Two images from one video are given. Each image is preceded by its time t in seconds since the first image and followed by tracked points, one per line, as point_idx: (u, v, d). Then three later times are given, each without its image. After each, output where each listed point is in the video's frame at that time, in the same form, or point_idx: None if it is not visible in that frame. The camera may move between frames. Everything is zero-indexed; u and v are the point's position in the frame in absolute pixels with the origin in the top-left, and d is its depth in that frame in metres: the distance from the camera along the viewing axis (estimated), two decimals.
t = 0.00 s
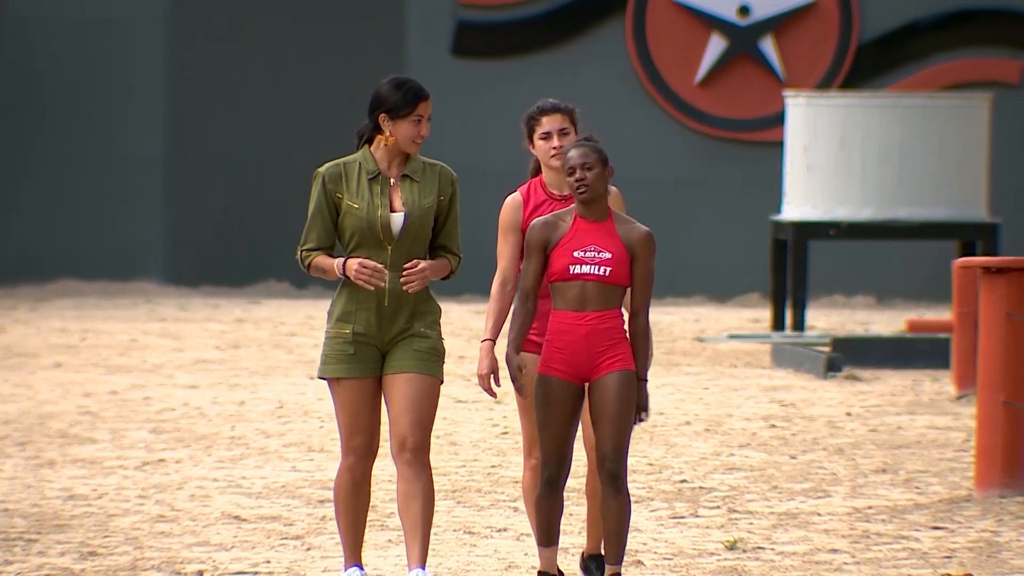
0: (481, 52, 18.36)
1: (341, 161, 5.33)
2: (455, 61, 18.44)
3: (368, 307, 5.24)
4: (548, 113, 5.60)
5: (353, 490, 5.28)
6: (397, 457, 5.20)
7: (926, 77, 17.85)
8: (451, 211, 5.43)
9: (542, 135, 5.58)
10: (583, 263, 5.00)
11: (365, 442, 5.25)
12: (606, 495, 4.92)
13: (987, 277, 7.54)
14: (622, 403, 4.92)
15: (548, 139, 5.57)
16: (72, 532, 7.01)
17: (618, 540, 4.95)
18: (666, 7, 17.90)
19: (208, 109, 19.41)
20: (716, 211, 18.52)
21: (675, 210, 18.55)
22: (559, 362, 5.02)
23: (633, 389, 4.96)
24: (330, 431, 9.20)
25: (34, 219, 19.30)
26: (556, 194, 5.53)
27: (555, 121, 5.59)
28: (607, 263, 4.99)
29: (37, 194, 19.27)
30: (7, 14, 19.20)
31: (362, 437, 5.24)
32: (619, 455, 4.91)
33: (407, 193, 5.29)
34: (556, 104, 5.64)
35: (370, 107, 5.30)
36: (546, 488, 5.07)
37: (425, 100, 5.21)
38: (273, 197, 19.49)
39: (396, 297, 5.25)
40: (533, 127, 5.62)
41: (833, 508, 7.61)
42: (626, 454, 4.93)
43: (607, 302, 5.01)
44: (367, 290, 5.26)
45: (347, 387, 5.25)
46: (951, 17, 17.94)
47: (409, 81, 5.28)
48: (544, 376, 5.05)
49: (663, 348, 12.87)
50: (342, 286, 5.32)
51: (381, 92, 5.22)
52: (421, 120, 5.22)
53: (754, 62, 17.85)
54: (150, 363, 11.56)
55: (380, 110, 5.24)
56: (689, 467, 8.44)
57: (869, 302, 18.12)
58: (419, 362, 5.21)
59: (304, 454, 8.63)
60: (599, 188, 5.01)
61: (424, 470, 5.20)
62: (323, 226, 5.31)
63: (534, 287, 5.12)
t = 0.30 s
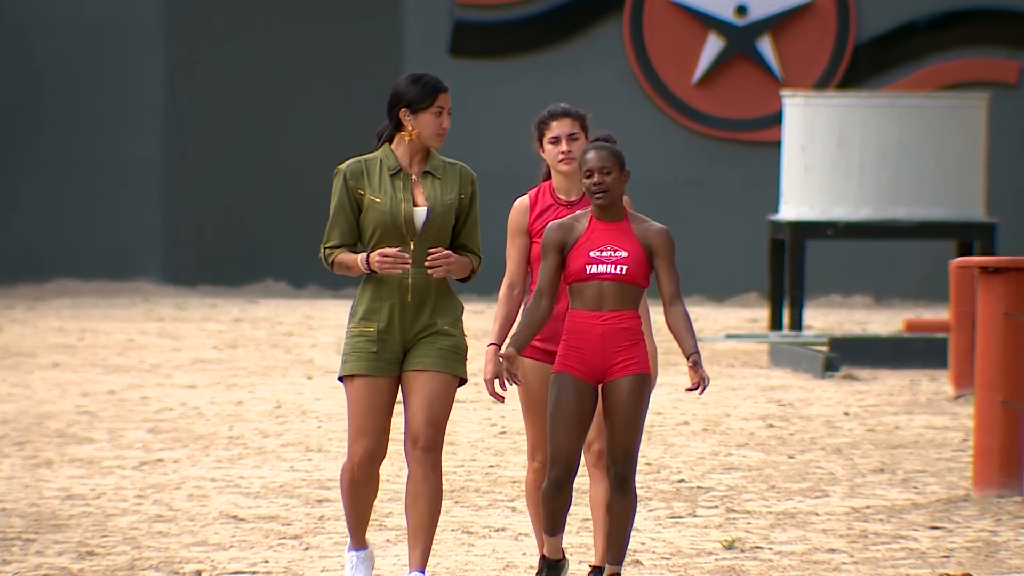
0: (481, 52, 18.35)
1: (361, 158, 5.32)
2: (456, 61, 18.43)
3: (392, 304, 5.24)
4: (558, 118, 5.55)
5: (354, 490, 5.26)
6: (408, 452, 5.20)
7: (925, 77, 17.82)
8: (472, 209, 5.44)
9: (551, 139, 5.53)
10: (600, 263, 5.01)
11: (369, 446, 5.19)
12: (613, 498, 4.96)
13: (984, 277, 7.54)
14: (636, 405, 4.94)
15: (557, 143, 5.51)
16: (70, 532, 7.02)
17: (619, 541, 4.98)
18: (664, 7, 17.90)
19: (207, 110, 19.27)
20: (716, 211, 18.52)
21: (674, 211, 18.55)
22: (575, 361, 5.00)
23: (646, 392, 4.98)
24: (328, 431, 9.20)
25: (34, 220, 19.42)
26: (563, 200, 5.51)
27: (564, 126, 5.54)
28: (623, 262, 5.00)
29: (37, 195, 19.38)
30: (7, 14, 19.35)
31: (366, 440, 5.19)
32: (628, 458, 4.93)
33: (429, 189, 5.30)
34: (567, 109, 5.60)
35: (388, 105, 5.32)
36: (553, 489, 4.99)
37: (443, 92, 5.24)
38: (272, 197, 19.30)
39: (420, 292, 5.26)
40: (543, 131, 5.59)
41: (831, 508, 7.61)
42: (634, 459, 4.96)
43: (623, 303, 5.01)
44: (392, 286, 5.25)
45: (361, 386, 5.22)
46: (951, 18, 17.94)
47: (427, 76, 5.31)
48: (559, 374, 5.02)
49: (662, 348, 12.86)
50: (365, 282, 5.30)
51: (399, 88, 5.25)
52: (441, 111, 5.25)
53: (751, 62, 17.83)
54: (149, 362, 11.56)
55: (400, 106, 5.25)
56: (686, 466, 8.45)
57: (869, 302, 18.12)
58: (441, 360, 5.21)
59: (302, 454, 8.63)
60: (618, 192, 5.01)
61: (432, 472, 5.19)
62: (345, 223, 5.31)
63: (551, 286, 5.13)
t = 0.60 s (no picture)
0: (482, 52, 18.36)
1: (377, 154, 5.32)
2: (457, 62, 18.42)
3: (403, 300, 5.22)
4: (586, 112, 5.52)
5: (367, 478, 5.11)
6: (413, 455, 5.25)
7: (925, 77, 17.84)
8: (486, 207, 5.45)
9: (578, 132, 5.52)
10: (601, 263, 5.01)
11: (379, 423, 5.07)
12: (612, 497, 5.04)
13: (983, 276, 7.54)
14: (636, 406, 4.99)
15: (583, 137, 5.50)
16: (70, 532, 7.02)
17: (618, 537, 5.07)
18: (664, 7, 17.90)
19: (208, 110, 19.26)
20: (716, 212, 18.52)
21: (674, 211, 18.55)
22: (574, 358, 5.00)
23: (644, 394, 5.03)
24: (329, 431, 9.20)
25: (34, 220, 19.42)
26: (585, 194, 5.48)
27: (591, 120, 5.51)
28: (624, 263, 5.01)
29: (37, 195, 19.39)
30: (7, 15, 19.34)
31: (376, 417, 5.08)
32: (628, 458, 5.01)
33: (445, 188, 5.30)
34: (595, 102, 5.57)
35: (405, 100, 5.31)
36: (566, 484, 4.96)
37: (461, 91, 5.22)
38: (273, 198, 19.29)
39: (433, 292, 5.26)
40: (570, 124, 5.57)
41: (832, 507, 7.61)
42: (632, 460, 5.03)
43: (624, 304, 5.03)
44: (405, 284, 5.24)
45: (370, 370, 5.16)
46: (950, 18, 17.94)
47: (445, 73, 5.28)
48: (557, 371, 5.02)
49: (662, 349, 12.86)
50: (377, 278, 5.28)
51: (416, 85, 5.23)
52: (458, 110, 5.22)
53: (751, 62, 17.83)
54: (149, 362, 11.56)
55: (417, 103, 5.24)
56: (687, 466, 8.45)
57: (869, 302, 18.13)
58: (449, 362, 5.25)
59: (303, 454, 8.63)
60: (622, 189, 5.00)
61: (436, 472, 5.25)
62: (360, 220, 5.31)
63: (560, 292, 5.07)
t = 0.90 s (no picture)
0: (482, 53, 18.37)
1: (377, 157, 5.31)
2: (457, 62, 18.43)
3: (406, 302, 5.24)
4: (595, 113, 5.54)
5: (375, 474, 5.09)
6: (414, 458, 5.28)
7: (924, 77, 17.90)
8: (486, 207, 5.46)
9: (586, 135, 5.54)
10: (589, 263, 5.03)
11: (388, 414, 5.10)
12: (607, 499, 5.08)
13: (982, 277, 7.55)
14: (627, 408, 5.02)
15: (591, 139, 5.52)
16: (69, 533, 7.03)
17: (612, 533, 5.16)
18: (663, 8, 17.94)
19: (208, 110, 19.28)
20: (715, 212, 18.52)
21: (674, 212, 18.56)
22: (564, 361, 5.03)
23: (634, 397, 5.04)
24: (328, 432, 9.20)
25: (34, 220, 19.43)
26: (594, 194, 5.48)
27: (600, 121, 5.54)
28: (612, 262, 5.02)
29: (38, 194, 19.40)
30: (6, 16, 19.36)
31: (383, 410, 5.10)
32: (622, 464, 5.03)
33: (446, 191, 5.32)
34: (605, 104, 5.57)
35: (406, 103, 5.30)
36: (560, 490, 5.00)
37: (463, 96, 5.21)
38: (273, 198, 19.30)
39: (436, 295, 5.27)
40: (580, 123, 5.59)
41: (831, 508, 7.62)
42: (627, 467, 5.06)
43: (613, 305, 5.05)
44: (408, 286, 5.26)
45: (375, 369, 5.17)
46: (949, 18, 17.95)
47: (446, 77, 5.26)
48: (547, 375, 5.05)
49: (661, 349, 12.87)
50: (380, 281, 5.30)
51: (418, 89, 5.21)
52: (459, 117, 5.22)
53: (749, 63, 17.85)
54: (148, 363, 11.57)
55: (418, 107, 5.23)
56: (686, 467, 8.46)
57: (867, 302, 18.13)
58: (452, 365, 5.27)
59: (302, 455, 8.64)
60: (614, 186, 5.04)
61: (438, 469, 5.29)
62: (360, 222, 5.29)
63: (540, 297, 5.11)
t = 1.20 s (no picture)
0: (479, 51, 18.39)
1: (360, 162, 5.28)
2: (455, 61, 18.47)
3: (398, 309, 5.21)
4: (583, 115, 5.54)
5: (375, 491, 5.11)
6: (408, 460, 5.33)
7: (919, 77, 17.90)
8: (468, 208, 5.48)
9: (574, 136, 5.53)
10: (581, 260, 5.04)
11: (387, 432, 5.11)
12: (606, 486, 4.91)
13: (978, 277, 7.57)
14: (626, 394, 4.98)
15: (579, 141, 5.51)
16: (66, 531, 7.03)
17: (609, 531, 4.98)
18: (660, 7, 17.92)
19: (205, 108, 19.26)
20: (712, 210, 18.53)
21: (671, 211, 18.57)
22: (561, 364, 5.06)
23: (633, 387, 5.01)
24: (325, 431, 9.21)
25: (33, 219, 19.42)
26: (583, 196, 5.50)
27: (588, 123, 5.53)
28: (603, 258, 5.04)
29: (36, 193, 19.40)
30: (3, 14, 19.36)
31: (382, 428, 5.10)
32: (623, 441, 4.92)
33: (430, 193, 5.30)
34: (591, 105, 5.58)
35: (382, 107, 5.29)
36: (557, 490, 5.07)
37: (439, 95, 5.22)
38: (270, 196, 19.30)
39: (426, 298, 5.26)
40: (567, 126, 5.58)
41: (827, 507, 7.63)
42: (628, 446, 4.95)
43: (606, 301, 5.07)
44: (399, 290, 5.22)
45: (372, 385, 5.14)
46: (945, 17, 17.96)
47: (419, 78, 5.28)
48: (545, 378, 5.09)
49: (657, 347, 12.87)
50: (369, 285, 5.25)
51: (394, 92, 5.22)
52: (437, 115, 5.22)
53: (746, 62, 17.87)
54: (145, 362, 11.56)
55: (395, 110, 5.23)
56: (683, 466, 8.46)
57: (863, 301, 18.15)
58: (443, 370, 5.27)
59: (298, 454, 8.65)
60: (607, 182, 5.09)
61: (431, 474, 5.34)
62: (346, 228, 5.25)
63: (527, 290, 5.17)
